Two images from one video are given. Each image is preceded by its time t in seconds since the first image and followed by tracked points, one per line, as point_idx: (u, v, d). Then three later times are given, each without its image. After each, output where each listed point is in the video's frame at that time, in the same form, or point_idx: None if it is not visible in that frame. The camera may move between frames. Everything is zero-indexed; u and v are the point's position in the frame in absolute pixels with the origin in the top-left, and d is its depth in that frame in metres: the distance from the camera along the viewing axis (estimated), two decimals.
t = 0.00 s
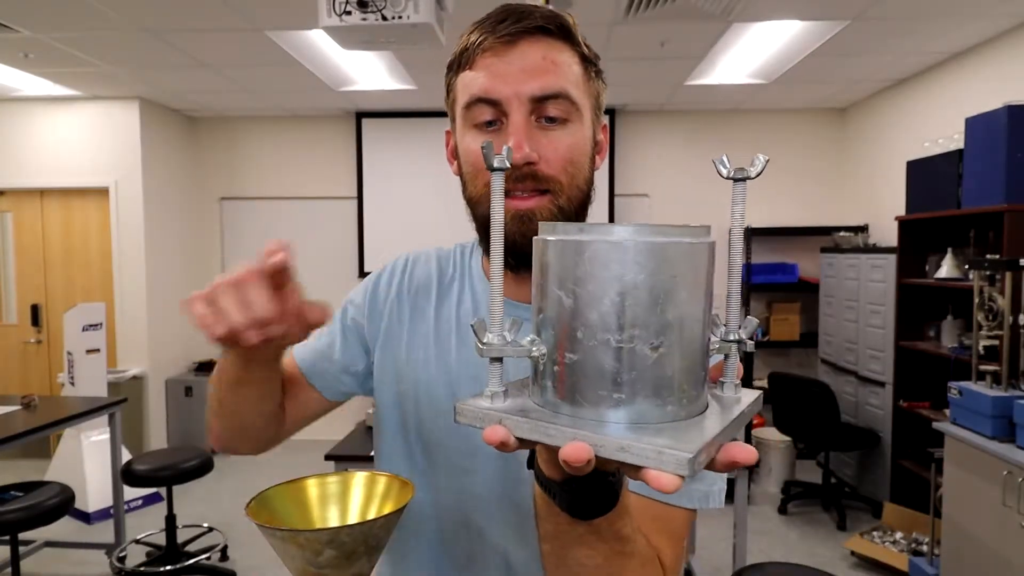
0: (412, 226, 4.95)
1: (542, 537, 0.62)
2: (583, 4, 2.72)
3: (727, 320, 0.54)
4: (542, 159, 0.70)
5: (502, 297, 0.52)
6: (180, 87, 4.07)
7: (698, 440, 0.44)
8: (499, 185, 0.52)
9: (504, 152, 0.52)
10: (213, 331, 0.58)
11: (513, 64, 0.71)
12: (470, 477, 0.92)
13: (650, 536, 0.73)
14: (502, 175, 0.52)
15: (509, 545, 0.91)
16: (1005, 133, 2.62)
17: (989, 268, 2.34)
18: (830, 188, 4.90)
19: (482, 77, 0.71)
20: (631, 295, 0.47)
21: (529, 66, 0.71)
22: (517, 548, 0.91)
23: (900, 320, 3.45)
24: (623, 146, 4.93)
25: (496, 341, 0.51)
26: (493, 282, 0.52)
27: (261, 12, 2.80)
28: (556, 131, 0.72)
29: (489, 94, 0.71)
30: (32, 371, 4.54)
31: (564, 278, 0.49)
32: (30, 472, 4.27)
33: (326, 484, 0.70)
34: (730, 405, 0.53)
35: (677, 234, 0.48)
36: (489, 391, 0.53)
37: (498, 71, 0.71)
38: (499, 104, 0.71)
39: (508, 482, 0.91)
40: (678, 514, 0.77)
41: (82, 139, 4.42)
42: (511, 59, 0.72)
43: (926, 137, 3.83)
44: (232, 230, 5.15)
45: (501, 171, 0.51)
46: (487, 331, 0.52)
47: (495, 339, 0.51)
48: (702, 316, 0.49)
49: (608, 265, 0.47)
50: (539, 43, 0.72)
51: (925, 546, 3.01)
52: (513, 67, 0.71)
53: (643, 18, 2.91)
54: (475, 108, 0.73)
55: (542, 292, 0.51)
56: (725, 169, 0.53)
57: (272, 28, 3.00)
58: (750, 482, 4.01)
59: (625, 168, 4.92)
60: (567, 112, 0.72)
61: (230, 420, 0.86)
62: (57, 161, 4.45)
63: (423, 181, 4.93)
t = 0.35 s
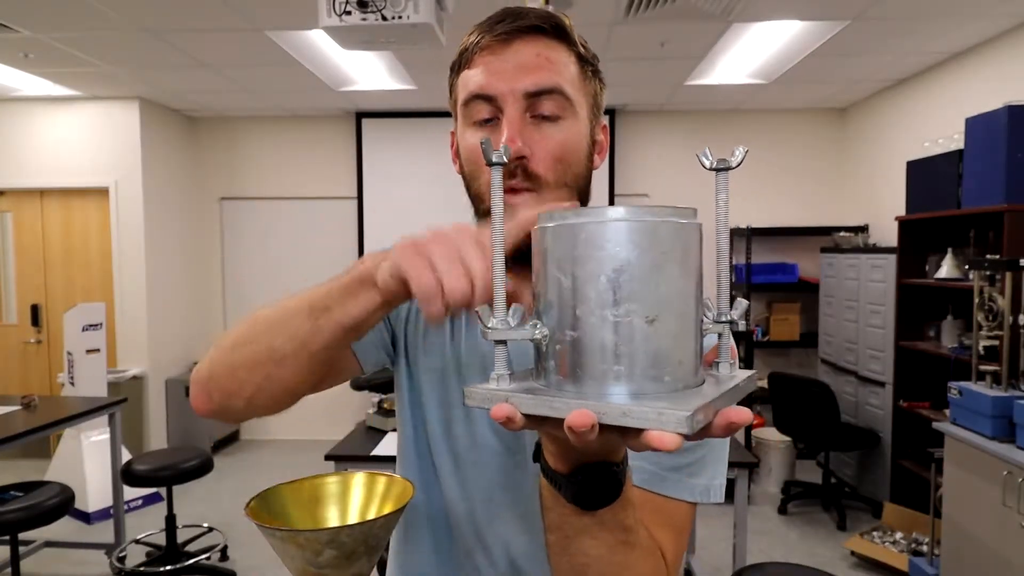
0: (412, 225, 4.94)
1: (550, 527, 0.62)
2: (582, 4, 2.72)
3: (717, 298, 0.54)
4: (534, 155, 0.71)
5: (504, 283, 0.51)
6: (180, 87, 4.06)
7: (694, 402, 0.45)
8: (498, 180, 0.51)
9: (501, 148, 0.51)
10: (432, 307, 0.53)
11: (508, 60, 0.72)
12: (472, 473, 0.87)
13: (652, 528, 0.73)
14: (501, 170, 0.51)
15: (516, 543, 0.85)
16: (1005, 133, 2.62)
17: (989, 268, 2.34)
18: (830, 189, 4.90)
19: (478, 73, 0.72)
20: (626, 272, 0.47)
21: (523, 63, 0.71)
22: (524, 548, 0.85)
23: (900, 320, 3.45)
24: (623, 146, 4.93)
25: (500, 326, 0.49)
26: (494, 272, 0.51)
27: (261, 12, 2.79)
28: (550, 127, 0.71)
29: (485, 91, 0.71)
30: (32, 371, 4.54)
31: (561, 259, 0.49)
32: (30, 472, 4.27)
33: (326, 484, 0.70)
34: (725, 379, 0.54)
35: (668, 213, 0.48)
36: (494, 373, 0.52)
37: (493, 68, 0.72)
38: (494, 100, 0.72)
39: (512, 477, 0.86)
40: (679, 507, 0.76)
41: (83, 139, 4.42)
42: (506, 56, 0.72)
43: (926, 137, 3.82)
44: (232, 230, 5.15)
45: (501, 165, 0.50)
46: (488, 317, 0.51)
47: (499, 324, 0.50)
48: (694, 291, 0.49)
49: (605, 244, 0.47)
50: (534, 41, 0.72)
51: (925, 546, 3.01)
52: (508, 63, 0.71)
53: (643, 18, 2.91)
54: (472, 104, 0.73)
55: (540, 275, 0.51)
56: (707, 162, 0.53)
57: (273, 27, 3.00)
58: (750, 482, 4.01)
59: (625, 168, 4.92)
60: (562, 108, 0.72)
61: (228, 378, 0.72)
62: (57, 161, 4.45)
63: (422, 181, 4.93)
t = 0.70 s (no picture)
0: (412, 225, 4.94)
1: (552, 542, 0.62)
2: (582, 4, 2.71)
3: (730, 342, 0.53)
4: (541, 153, 0.71)
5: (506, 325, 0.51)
6: (180, 87, 4.06)
7: (695, 462, 0.44)
8: (499, 218, 0.48)
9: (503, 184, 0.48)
10: (436, 329, 0.56)
11: (512, 60, 0.71)
12: (478, 477, 0.87)
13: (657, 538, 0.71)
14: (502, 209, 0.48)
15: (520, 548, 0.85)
16: (1005, 133, 2.62)
17: (989, 268, 2.34)
18: (829, 188, 4.90)
19: (484, 73, 0.72)
20: (630, 321, 0.47)
21: (528, 61, 0.71)
22: (530, 552, 0.85)
23: (901, 320, 3.45)
24: (623, 145, 4.93)
25: (500, 368, 0.50)
26: (495, 314, 0.51)
27: (261, 13, 2.80)
28: (557, 124, 0.72)
29: (489, 91, 0.71)
30: (32, 371, 4.54)
31: (563, 307, 0.48)
32: (30, 473, 4.27)
33: (326, 483, 0.70)
34: (734, 424, 0.53)
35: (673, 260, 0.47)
36: (495, 416, 0.52)
37: (498, 67, 0.72)
38: (500, 100, 0.71)
39: (518, 482, 0.86)
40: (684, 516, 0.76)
41: (83, 139, 4.42)
42: (511, 55, 0.72)
43: (926, 137, 3.83)
44: (232, 229, 5.15)
45: (501, 205, 0.47)
46: (492, 359, 0.51)
47: (500, 367, 0.50)
48: (701, 340, 0.49)
49: (607, 292, 0.47)
50: (538, 39, 0.72)
51: (925, 546, 3.02)
52: (514, 62, 0.71)
53: (643, 18, 2.91)
54: (477, 104, 0.73)
55: (543, 319, 0.51)
56: (722, 193, 0.53)
57: (273, 28, 2.99)
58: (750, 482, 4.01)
59: (625, 168, 4.92)
60: (568, 104, 0.72)
61: (242, 387, 0.72)
62: (57, 161, 4.45)
63: (422, 181, 4.92)
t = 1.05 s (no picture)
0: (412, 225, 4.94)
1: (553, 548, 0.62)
2: (582, 4, 2.71)
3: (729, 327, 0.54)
4: (544, 157, 0.70)
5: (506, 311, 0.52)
6: (180, 87, 4.06)
7: (697, 435, 0.45)
8: (498, 209, 0.53)
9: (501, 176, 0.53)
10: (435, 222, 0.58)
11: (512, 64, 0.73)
12: (479, 478, 0.86)
13: (658, 543, 0.73)
14: (500, 199, 0.52)
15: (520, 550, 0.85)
16: (1005, 133, 2.62)
17: (989, 268, 2.34)
18: (830, 189, 4.89)
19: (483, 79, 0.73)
20: (629, 302, 0.48)
21: (528, 66, 0.72)
22: (529, 554, 0.85)
23: (901, 320, 3.45)
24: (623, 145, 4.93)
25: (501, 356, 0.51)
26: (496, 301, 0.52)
27: (262, 13, 2.80)
28: (559, 127, 0.72)
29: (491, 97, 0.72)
30: (32, 371, 4.54)
31: (563, 290, 0.50)
32: (29, 473, 4.27)
33: (326, 484, 0.70)
34: (734, 410, 0.54)
35: (669, 242, 0.49)
36: (496, 406, 0.53)
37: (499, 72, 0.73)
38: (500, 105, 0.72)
39: (519, 483, 0.85)
40: (687, 522, 0.75)
41: (82, 139, 4.42)
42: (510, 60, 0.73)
43: (926, 138, 3.82)
44: (232, 229, 5.15)
45: (498, 195, 0.52)
46: (492, 348, 0.52)
47: (500, 354, 0.51)
48: (699, 322, 0.50)
49: (606, 274, 0.48)
50: (537, 43, 0.73)
51: (925, 546, 3.02)
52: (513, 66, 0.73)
53: (643, 18, 2.90)
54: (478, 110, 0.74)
55: (542, 305, 0.52)
56: (712, 186, 0.55)
57: (273, 28, 2.99)
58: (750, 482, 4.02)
59: (625, 168, 4.92)
60: (569, 106, 0.72)
61: (242, 386, 0.73)
62: (57, 161, 4.45)
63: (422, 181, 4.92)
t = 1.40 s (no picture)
0: (412, 225, 4.93)
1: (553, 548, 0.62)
2: (582, 4, 2.71)
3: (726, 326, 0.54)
4: (537, 155, 0.71)
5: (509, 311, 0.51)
6: (180, 87, 4.06)
7: (701, 428, 0.45)
8: (499, 211, 0.51)
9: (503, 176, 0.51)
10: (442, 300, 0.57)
11: (507, 61, 0.72)
12: (478, 482, 0.86)
13: (657, 541, 0.74)
14: (502, 201, 0.51)
15: (519, 553, 0.85)
16: (1005, 133, 2.62)
17: (989, 268, 2.34)
18: (829, 189, 4.90)
19: (478, 76, 0.72)
20: (632, 298, 0.48)
21: (523, 62, 0.71)
22: (527, 559, 0.85)
23: (901, 320, 3.45)
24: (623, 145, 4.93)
25: (505, 354, 0.50)
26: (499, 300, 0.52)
27: (261, 12, 2.80)
28: (553, 125, 0.72)
29: (485, 94, 0.72)
30: (32, 371, 4.54)
31: (565, 288, 0.50)
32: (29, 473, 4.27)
33: (325, 484, 0.70)
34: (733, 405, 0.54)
35: (670, 240, 0.49)
36: (500, 404, 0.53)
37: (493, 68, 0.72)
38: (495, 102, 0.72)
39: (518, 486, 0.86)
40: (685, 522, 0.75)
41: (83, 139, 4.42)
42: (505, 56, 0.72)
43: (926, 138, 3.82)
44: (232, 229, 5.15)
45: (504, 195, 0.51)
46: (495, 347, 0.51)
47: (504, 353, 0.50)
48: (699, 318, 0.50)
49: (609, 271, 0.48)
50: (534, 39, 0.72)
51: (925, 546, 3.02)
52: (508, 64, 0.71)
53: (643, 18, 2.90)
54: (472, 107, 0.74)
55: (544, 302, 0.52)
56: (710, 187, 0.55)
57: (272, 28, 2.99)
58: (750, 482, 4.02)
59: (625, 168, 4.92)
60: (563, 104, 0.72)
61: (245, 394, 0.72)
62: (57, 161, 4.45)
63: (422, 181, 4.92)
